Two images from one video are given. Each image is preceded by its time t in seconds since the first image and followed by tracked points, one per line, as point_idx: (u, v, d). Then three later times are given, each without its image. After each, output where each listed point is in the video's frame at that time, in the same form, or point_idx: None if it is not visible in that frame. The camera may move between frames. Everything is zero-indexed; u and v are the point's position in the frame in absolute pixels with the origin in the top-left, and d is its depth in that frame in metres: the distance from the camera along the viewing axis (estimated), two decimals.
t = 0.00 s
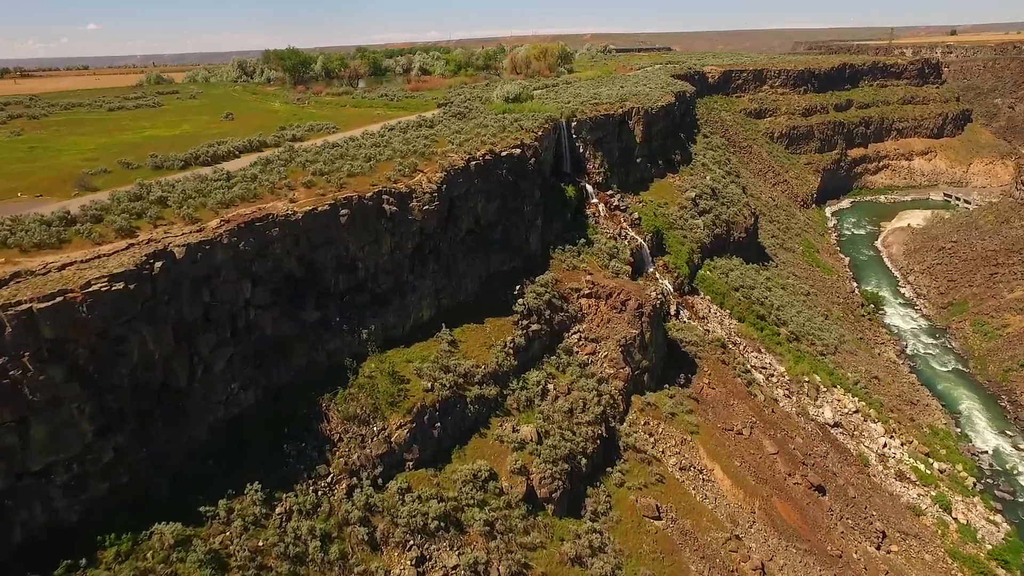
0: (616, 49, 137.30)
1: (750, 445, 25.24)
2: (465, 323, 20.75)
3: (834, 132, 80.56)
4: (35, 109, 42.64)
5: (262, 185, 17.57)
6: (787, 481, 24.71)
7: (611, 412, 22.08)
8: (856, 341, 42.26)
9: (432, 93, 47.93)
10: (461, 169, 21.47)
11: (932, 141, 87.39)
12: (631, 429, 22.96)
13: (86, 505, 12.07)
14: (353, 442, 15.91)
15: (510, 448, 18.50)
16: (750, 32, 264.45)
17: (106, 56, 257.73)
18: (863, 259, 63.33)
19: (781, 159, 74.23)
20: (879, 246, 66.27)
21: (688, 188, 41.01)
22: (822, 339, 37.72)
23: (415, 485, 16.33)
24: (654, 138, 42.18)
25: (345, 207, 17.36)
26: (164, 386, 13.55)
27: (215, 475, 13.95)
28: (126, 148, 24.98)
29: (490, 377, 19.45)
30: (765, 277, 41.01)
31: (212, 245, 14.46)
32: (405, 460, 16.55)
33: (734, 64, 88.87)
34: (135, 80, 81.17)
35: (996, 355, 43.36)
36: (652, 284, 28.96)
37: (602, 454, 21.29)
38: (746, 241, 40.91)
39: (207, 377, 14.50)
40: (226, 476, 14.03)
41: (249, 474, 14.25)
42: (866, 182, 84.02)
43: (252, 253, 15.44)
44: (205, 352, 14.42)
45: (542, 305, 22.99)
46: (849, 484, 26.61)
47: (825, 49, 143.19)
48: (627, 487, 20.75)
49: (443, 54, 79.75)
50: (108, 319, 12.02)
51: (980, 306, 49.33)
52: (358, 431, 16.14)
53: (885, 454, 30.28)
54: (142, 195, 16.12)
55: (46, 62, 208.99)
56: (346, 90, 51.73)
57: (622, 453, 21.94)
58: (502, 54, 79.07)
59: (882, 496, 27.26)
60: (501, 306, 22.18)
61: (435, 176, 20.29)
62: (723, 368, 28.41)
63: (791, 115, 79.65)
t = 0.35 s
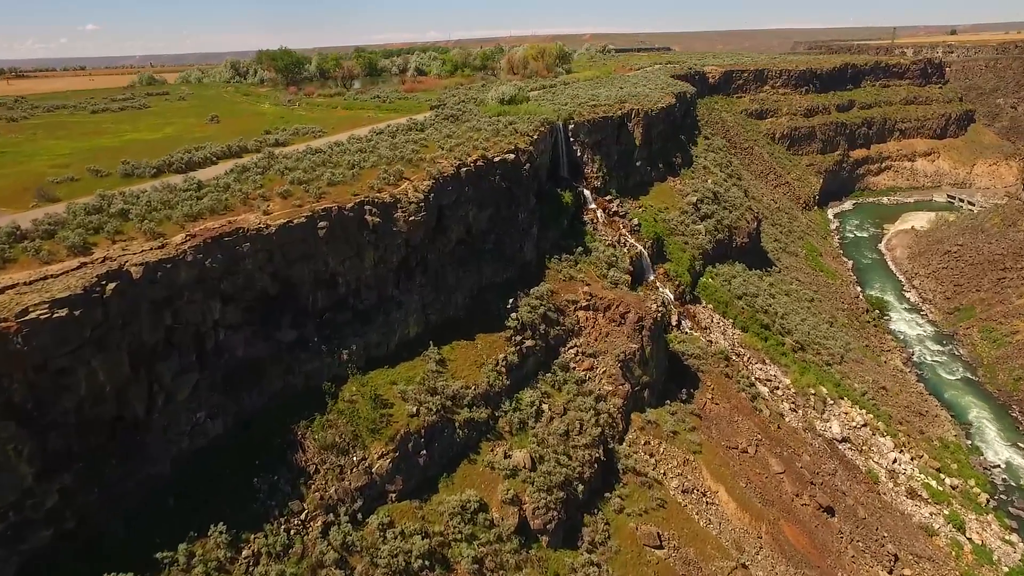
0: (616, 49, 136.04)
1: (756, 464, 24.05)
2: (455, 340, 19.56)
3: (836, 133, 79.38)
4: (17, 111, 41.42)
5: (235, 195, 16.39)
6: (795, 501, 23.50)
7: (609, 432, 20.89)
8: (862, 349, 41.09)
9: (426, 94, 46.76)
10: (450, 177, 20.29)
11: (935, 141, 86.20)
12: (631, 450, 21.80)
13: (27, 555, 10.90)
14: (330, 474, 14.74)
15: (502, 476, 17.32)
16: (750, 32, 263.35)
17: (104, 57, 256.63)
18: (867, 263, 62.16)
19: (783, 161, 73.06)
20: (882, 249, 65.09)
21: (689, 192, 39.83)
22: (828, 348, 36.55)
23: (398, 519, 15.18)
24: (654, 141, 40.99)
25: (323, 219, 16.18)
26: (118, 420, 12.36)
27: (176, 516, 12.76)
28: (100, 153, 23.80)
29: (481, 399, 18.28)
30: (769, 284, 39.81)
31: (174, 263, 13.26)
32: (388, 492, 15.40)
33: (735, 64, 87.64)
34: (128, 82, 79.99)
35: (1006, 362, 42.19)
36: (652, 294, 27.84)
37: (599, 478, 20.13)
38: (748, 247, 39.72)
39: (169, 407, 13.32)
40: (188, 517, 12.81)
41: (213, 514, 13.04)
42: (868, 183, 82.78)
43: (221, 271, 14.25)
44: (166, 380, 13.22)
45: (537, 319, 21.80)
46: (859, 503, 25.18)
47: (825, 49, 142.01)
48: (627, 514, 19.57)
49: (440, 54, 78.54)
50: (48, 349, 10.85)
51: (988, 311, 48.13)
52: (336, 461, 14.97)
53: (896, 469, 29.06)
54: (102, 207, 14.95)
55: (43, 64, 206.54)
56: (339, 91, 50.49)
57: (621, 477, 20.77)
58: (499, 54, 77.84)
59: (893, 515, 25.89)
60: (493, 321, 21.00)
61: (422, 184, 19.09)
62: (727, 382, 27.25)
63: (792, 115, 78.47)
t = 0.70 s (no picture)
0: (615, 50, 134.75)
1: (763, 485, 22.83)
2: (444, 359, 18.37)
3: (838, 134, 78.16)
4: None
5: (204, 206, 15.19)
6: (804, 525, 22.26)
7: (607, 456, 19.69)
8: (869, 358, 39.87)
9: (421, 96, 45.60)
10: (439, 185, 19.09)
11: (939, 142, 84.95)
12: (631, 474, 20.62)
13: None
14: (304, 512, 13.56)
15: (492, 507, 16.10)
16: (749, 32, 262.46)
17: (102, 57, 255.62)
18: (871, 267, 60.96)
19: (785, 162, 71.81)
20: (887, 253, 63.89)
21: (691, 197, 38.67)
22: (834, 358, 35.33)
23: (378, 559, 13.97)
24: (654, 144, 39.78)
25: (299, 233, 14.97)
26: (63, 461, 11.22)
27: (129, 564, 11.60)
28: (71, 159, 22.56)
29: (470, 424, 17.10)
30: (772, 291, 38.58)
31: (128, 285, 12.07)
32: (367, 530, 14.18)
33: (735, 64, 86.39)
34: (120, 82, 78.73)
35: (1016, 371, 40.98)
36: (653, 305, 26.66)
37: (597, 506, 18.97)
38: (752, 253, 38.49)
39: (123, 443, 12.16)
40: (141, 566, 11.67)
41: (170, 560, 11.85)
42: (871, 185, 81.41)
43: (183, 292, 13.05)
44: (119, 413, 12.07)
45: (531, 335, 20.58)
46: (871, 525, 24.00)
47: (826, 49, 140.81)
48: (626, 544, 18.38)
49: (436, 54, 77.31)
50: None
51: (997, 317, 46.86)
52: (311, 496, 13.79)
53: (907, 487, 27.79)
54: (57, 222, 13.74)
55: (44, 65, 206.72)
56: (331, 93, 49.23)
57: (621, 503, 19.58)
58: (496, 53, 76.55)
59: (906, 537, 24.64)
60: (484, 338, 19.80)
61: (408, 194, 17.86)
62: (731, 397, 26.06)
63: (794, 117, 77.22)
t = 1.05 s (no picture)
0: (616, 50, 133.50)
1: (770, 508, 21.60)
2: (430, 381, 17.20)
3: (841, 135, 76.99)
4: None
5: (167, 220, 14.00)
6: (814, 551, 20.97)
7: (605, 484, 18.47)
8: (876, 367, 38.69)
9: (415, 98, 44.40)
10: (425, 195, 17.90)
11: (943, 143, 83.71)
12: (630, 501, 19.47)
13: None
14: (272, 556, 12.39)
15: (481, 545, 14.89)
16: (750, 32, 261.22)
17: (100, 59, 254.68)
18: (876, 270, 59.77)
19: (788, 164, 70.62)
20: (892, 256, 62.67)
21: (693, 202, 37.50)
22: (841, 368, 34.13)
23: None
24: (654, 146, 38.62)
25: (270, 249, 13.78)
26: None
27: None
28: (40, 165, 21.38)
29: (458, 452, 15.92)
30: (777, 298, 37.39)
31: (72, 311, 10.88)
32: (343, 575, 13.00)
33: (737, 64, 85.21)
34: (114, 83, 77.66)
35: None
36: (654, 317, 25.51)
37: (594, 537, 17.85)
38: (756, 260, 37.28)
39: (67, 487, 10.99)
40: None
41: None
42: (874, 187, 80.22)
43: (138, 317, 11.87)
44: (62, 455, 10.91)
45: (525, 353, 19.40)
46: (883, 550, 22.67)
47: (828, 49, 139.62)
48: None
49: (434, 54, 76.08)
50: None
51: (1007, 323, 45.56)
52: (280, 539, 12.61)
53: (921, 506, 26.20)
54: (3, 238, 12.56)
55: (43, 65, 205.70)
56: (324, 95, 48.09)
57: (619, 534, 18.45)
58: (494, 53, 75.34)
59: (920, 561, 23.42)
60: (474, 356, 18.62)
61: (392, 205, 16.67)
62: (735, 415, 24.89)
63: (797, 118, 76.04)
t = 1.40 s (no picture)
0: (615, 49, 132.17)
1: (778, 534, 20.40)
2: (415, 406, 16.02)
3: (844, 136, 75.79)
4: None
5: (123, 236, 12.81)
6: None
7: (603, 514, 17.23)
8: (883, 377, 37.54)
9: (409, 99, 43.14)
10: (410, 206, 16.71)
11: (947, 144, 82.49)
12: (629, 531, 18.32)
13: None
14: None
15: None
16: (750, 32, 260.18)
17: (98, 59, 253.47)
18: (881, 274, 58.58)
19: (790, 166, 69.41)
20: (896, 260, 61.40)
21: (694, 207, 36.30)
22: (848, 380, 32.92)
23: None
24: (654, 150, 37.43)
25: (234, 269, 12.59)
26: None
27: None
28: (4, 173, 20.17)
29: (443, 485, 14.74)
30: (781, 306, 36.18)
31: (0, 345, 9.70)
32: None
33: (738, 64, 83.98)
34: (105, 84, 76.40)
35: None
36: (655, 331, 24.34)
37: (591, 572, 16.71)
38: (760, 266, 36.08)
39: None
40: None
41: None
42: (877, 189, 78.93)
43: (82, 348, 10.72)
44: None
45: (517, 373, 18.19)
46: None
47: (829, 49, 138.28)
48: None
49: (430, 54, 74.83)
50: None
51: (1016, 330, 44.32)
52: None
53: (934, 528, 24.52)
54: None
55: (40, 65, 204.62)
56: (316, 96, 46.85)
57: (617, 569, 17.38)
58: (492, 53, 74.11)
59: None
60: (463, 378, 17.43)
61: (373, 218, 15.47)
62: (740, 433, 23.73)
63: (800, 118, 74.81)
